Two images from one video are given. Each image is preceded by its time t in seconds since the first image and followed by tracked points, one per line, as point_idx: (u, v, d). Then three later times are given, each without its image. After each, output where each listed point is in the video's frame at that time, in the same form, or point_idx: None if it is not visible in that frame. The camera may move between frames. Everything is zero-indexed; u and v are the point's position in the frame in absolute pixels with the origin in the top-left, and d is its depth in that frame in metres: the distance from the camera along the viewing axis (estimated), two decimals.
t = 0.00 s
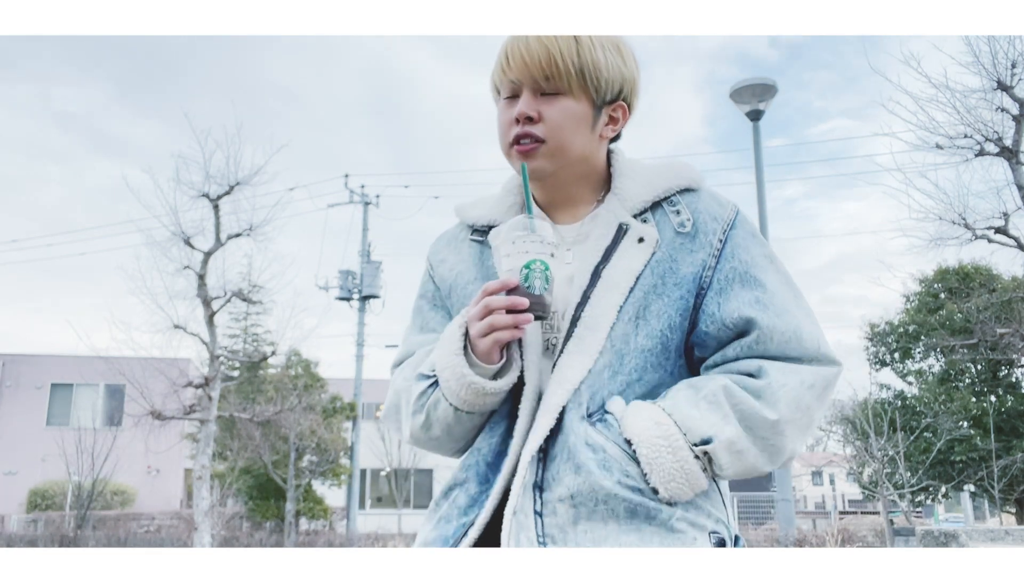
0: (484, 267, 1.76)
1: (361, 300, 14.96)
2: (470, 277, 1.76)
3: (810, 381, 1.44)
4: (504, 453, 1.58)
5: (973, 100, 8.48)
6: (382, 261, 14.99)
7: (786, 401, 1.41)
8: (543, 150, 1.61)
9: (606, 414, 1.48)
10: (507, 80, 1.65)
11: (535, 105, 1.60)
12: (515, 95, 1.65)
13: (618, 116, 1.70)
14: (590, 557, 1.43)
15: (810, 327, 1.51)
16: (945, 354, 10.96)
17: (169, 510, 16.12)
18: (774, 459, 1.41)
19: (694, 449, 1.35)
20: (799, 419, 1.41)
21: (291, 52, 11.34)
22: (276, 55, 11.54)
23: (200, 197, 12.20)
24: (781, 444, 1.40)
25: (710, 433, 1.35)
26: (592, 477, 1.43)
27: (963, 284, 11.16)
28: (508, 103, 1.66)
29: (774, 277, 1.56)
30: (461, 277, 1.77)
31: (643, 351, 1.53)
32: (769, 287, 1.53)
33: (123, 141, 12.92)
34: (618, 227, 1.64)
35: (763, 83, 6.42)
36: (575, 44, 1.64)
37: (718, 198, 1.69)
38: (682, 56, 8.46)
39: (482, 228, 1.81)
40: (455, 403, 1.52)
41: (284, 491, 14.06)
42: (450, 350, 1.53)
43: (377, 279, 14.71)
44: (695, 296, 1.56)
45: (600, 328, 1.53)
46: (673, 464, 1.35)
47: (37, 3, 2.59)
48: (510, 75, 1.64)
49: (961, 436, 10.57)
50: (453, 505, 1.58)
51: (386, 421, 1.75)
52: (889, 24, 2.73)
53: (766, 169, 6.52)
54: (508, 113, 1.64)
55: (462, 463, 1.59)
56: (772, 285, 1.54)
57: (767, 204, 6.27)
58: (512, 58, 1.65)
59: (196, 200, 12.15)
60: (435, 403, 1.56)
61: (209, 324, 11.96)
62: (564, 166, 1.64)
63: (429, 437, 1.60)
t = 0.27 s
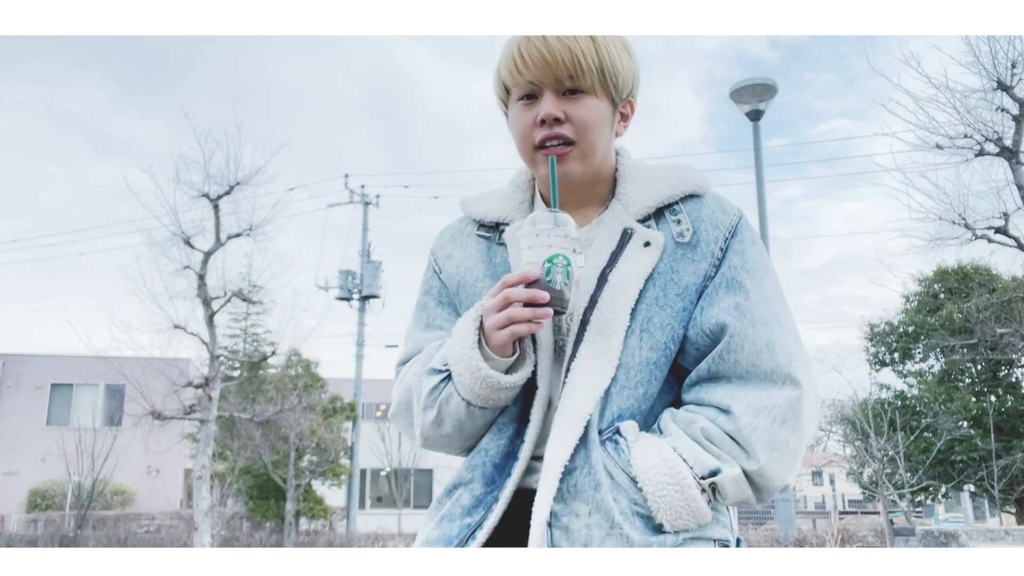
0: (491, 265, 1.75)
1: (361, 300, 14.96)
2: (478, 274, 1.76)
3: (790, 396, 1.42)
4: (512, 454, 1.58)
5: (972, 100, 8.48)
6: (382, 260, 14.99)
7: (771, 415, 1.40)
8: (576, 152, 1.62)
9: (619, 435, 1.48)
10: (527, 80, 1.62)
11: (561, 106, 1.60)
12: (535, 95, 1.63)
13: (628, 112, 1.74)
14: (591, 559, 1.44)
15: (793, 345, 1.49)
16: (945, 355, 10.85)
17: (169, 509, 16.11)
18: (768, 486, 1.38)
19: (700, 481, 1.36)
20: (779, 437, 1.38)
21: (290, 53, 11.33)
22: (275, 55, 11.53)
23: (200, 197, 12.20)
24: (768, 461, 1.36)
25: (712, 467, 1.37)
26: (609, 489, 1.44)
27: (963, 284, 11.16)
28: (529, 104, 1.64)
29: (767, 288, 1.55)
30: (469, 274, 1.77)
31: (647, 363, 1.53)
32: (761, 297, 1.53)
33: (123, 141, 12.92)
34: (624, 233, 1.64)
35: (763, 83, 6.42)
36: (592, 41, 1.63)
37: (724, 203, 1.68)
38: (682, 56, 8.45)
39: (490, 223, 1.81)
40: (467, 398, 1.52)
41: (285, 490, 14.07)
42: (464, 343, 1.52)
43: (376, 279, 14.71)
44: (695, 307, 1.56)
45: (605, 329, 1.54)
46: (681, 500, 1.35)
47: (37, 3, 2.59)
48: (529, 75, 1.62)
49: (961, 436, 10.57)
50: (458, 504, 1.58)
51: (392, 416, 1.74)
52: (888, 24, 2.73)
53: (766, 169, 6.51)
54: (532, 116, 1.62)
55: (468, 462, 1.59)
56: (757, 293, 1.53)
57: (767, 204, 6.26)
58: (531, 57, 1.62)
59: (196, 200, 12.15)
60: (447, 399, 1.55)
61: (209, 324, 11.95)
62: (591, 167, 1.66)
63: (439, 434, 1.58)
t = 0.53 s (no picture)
0: (486, 274, 1.76)
1: (361, 300, 14.96)
2: (472, 283, 1.76)
3: (795, 406, 1.44)
4: (514, 471, 1.60)
5: (973, 100, 8.49)
6: (382, 261, 14.99)
7: (780, 425, 1.42)
8: (566, 153, 1.62)
9: (626, 447, 1.50)
10: (520, 77, 1.62)
11: (554, 105, 1.60)
12: (529, 92, 1.63)
13: (622, 112, 1.74)
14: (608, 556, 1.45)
15: (798, 352, 1.50)
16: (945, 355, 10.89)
17: (169, 509, 16.11)
18: (778, 495, 1.42)
19: (716, 491, 1.37)
20: (788, 448, 1.41)
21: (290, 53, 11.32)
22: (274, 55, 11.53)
23: (200, 197, 12.20)
24: (778, 471, 1.39)
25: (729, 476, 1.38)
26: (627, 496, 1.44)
27: (963, 284, 11.15)
28: (521, 102, 1.64)
29: (771, 293, 1.56)
30: (462, 285, 1.77)
31: (652, 374, 1.54)
32: (764, 304, 1.53)
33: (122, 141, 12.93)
34: (624, 233, 1.62)
35: (762, 83, 6.42)
36: (589, 41, 1.63)
37: (724, 203, 1.68)
38: (682, 56, 8.45)
39: (483, 231, 1.80)
40: (470, 419, 1.50)
41: (284, 490, 14.07)
42: (462, 364, 1.50)
43: (376, 279, 14.71)
44: (700, 315, 1.57)
45: (604, 338, 1.53)
46: (698, 512, 1.37)
47: (37, 3, 2.59)
48: (523, 71, 1.62)
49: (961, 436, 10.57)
50: (458, 517, 1.60)
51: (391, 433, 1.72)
52: (888, 24, 2.73)
53: (766, 168, 6.51)
54: (525, 114, 1.62)
55: (469, 478, 1.61)
56: (764, 301, 1.53)
57: (767, 204, 6.26)
58: (525, 54, 1.62)
59: (196, 200, 12.15)
60: (449, 420, 1.52)
61: (209, 324, 11.95)
62: (582, 168, 1.66)
63: (443, 452, 1.57)
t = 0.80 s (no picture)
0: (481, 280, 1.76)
1: (361, 300, 14.95)
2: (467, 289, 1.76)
3: (796, 411, 1.44)
4: (505, 496, 1.58)
5: (973, 100, 8.49)
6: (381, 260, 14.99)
7: (781, 431, 1.42)
8: (566, 152, 1.61)
9: (623, 456, 1.49)
10: (519, 75, 1.62)
11: (553, 103, 1.59)
12: (527, 91, 1.62)
13: (618, 111, 1.74)
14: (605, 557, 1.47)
15: (798, 355, 1.50)
16: (945, 355, 10.89)
17: (169, 509, 16.12)
18: (779, 501, 1.41)
19: (714, 500, 1.37)
20: (790, 453, 1.41)
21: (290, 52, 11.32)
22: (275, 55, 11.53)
23: (200, 197, 12.20)
24: (780, 477, 1.39)
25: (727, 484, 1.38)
26: (623, 507, 1.44)
27: (963, 284, 11.15)
28: (520, 101, 1.63)
29: (769, 296, 1.56)
30: (457, 293, 1.77)
31: (652, 380, 1.54)
32: (764, 307, 1.54)
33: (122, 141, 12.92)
34: (623, 238, 1.62)
35: (762, 83, 6.42)
36: (588, 39, 1.63)
37: (722, 205, 1.68)
38: (682, 56, 8.45)
39: (476, 238, 1.80)
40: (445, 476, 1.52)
41: (284, 490, 14.07)
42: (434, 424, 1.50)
43: (376, 279, 14.71)
44: (700, 318, 1.57)
45: (600, 344, 1.53)
46: (696, 522, 1.36)
47: (36, 3, 2.59)
48: (522, 70, 1.61)
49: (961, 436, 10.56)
50: (449, 533, 1.58)
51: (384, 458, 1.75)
52: (887, 24, 2.73)
53: (766, 168, 6.51)
54: (524, 112, 1.61)
55: (459, 499, 1.59)
56: (764, 306, 1.54)
57: (767, 204, 6.26)
58: (524, 53, 1.61)
59: (196, 200, 12.15)
60: (425, 467, 1.55)
61: (209, 324, 11.95)
62: (581, 168, 1.66)
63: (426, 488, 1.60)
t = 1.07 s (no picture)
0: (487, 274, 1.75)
1: (361, 300, 14.96)
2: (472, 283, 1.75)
3: (799, 410, 1.45)
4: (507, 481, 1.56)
5: (973, 100, 8.49)
6: (382, 260, 14.99)
7: (784, 428, 1.43)
8: (568, 145, 1.60)
9: (628, 450, 1.48)
10: (523, 70, 1.63)
11: (555, 96, 1.60)
12: (530, 86, 1.63)
13: (627, 111, 1.73)
14: (607, 556, 1.46)
15: (800, 356, 1.51)
16: (946, 354, 10.78)
17: (169, 510, 16.12)
18: (781, 500, 1.41)
19: (717, 498, 1.37)
20: (792, 451, 1.42)
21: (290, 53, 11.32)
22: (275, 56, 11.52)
23: (200, 197, 12.19)
24: (782, 474, 1.40)
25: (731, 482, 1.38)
26: (625, 503, 1.43)
27: (963, 284, 11.15)
28: (523, 95, 1.63)
29: (772, 295, 1.56)
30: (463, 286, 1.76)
31: (657, 376, 1.54)
32: (767, 306, 1.54)
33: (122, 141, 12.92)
34: (629, 237, 1.62)
35: (763, 82, 6.43)
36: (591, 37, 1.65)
37: (727, 206, 1.68)
38: (682, 57, 8.44)
39: (487, 232, 1.81)
40: (446, 457, 1.52)
41: (284, 490, 14.07)
42: (436, 403, 1.51)
43: (376, 279, 14.71)
44: (704, 316, 1.57)
45: (607, 339, 1.53)
46: (698, 519, 1.36)
47: (37, 3, 2.59)
48: (525, 65, 1.63)
49: (961, 436, 10.57)
50: (450, 526, 1.58)
51: (386, 444, 1.76)
52: (888, 24, 2.73)
53: (766, 168, 6.51)
54: (527, 105, 1.61)
55: (461, 486, 1.59)
56: (768, 305, 1.54)
57: (767, 204, 6.27)
58: (528, 48, 1.63)
59: (196, 200, 12.14)
60: (426, 449, 1.56)
61: (209, 324, 11.95)
62: (583, 162, 1.64)
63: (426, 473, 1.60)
